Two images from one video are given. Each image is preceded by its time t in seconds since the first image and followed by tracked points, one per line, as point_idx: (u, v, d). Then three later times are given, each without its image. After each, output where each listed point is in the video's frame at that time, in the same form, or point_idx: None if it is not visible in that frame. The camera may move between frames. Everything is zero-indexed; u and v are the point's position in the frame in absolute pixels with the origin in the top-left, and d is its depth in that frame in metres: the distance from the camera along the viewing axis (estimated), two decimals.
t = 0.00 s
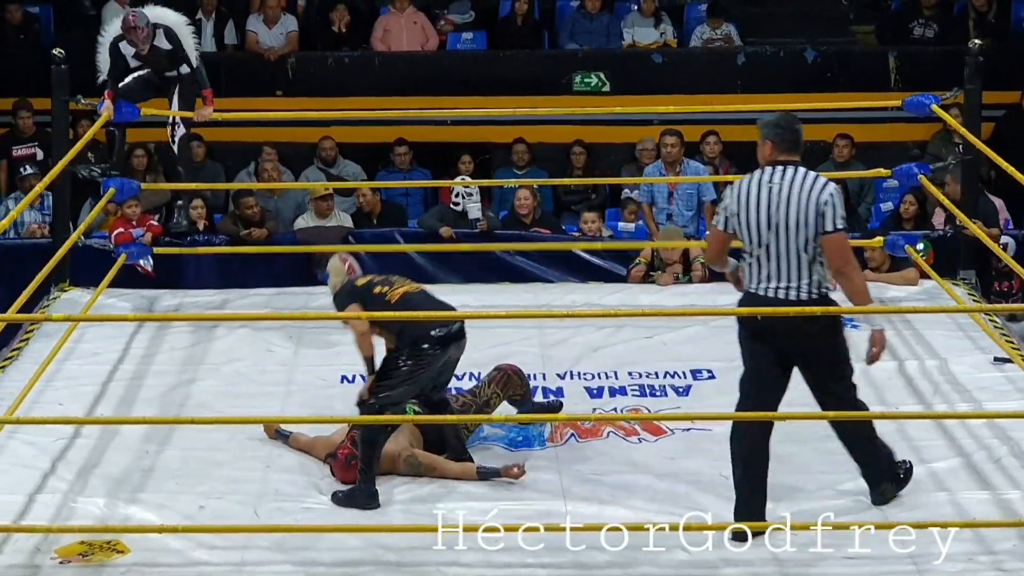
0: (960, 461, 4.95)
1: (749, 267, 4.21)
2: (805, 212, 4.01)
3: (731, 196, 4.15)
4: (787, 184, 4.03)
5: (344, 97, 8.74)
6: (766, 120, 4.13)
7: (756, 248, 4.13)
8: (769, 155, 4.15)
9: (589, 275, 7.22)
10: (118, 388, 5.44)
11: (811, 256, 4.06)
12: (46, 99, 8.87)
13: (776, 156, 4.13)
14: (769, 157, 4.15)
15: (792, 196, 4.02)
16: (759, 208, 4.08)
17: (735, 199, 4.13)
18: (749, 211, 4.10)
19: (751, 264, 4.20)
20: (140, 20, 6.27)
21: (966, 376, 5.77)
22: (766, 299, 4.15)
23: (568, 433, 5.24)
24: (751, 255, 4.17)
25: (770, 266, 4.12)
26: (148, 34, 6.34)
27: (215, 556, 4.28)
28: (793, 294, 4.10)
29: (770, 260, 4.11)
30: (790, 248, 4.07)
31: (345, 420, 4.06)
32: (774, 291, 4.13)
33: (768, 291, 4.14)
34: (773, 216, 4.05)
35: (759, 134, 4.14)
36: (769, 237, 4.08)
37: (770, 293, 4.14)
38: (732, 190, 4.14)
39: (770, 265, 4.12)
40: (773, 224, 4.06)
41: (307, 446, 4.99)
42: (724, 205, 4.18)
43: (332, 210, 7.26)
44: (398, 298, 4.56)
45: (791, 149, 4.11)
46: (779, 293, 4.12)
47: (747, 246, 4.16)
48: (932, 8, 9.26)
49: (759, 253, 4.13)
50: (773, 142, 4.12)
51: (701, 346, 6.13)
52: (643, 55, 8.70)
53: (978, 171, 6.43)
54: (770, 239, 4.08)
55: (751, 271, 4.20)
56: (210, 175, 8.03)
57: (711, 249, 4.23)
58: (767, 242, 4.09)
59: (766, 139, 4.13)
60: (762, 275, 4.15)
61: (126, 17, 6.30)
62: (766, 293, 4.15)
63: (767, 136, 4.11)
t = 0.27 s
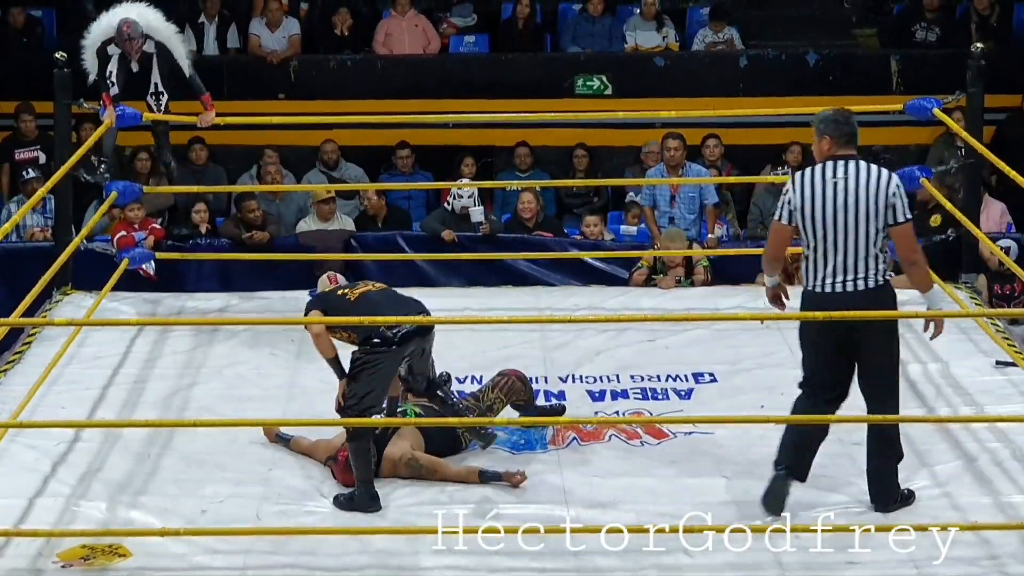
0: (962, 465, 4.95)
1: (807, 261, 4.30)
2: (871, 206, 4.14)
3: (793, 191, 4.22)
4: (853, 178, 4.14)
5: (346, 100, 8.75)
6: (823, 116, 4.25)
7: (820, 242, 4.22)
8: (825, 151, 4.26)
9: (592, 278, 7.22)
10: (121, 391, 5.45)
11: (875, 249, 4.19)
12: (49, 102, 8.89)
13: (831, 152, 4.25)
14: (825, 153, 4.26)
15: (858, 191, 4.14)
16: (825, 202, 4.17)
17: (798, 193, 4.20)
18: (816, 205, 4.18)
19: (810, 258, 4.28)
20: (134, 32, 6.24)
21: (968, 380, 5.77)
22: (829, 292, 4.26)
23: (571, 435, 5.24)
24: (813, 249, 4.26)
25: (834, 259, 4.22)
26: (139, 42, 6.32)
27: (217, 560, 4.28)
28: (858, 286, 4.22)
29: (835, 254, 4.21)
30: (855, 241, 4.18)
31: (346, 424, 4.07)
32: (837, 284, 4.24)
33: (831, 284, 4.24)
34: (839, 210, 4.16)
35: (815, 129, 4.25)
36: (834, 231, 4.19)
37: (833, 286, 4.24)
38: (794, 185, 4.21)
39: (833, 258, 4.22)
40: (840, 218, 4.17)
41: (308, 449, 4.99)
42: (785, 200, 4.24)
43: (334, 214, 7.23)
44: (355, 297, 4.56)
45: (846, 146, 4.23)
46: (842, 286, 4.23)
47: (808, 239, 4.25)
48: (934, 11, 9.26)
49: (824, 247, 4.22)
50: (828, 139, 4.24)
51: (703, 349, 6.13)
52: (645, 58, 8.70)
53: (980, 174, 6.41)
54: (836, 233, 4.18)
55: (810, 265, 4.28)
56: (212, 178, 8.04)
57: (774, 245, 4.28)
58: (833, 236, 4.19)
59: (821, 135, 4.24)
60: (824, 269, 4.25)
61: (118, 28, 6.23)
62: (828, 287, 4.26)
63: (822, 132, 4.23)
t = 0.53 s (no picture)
0: (961, 471, 4.95)
1: (836, 250, 4.41)
2: (904, 194, 4.31)
3: (830, 180, 4.31)
4: (889, 168, 4.29)
5: (345, 106, 8.75)
6: (853, 109, 4.36)
7: (854, 231, 4.33)
8: (854, 143, 4.39)
9: (592, 284, 7.22)
10: (121, 397, 5.44)
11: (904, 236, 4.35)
12: (48, 108, 8.89)
13: (861, 144, 4.37)
14: (854, 145, 4.38)
15: (893, 180, 4.30)
16: (863, 191, 4.29)
17: (837, 183, 4.30)
18: (854, 195, 4.30)
19: (840, 246, 4.39)
20: (110, 14, 6.02)
21: (969, 385, 5.76)
22: (860, 280, 4.38)
23: (570, 442, 5.24)
24: (845, 237, 4.37)
25: (867, 247, 4.34)
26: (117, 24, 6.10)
27: (216, 566, 4.27)
28: (888, 273, 4.36)
29: (868, 242, 4.34)
30: (887, 229, 4.33)
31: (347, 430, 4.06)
32: (868, 272, 4.36)
33: (863, 272, 4.37)
34: (876, 198, 4.29)
35: (846, 121, 4.37)
36: (870, 219, 4.32)
37: (865, 273, 4.36)
38: (832, 175, 4.31)
39: (866, 246, 4.34)
40: (876, 206, 4.30)
41: (309, 455, 4.99)
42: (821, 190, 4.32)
43: (335, 220, 7.14)
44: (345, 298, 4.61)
45: (876, 138, 4.35)
46: (874, 274, 4.36)
47: (841, 229, 4.35)
48: (934, 17, 9.28)
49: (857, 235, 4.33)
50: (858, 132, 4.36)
51: (703, 355, 6.13)
52: (645, 63, 8.70)
53: (981, 180, 6.39)
54: (873, 221, 4.31)
55: (840, 252, 4.39)
56: (212, 184, 8.04)
57: (808, 237, 4.34)
58: (869, 224, 4.32)
59: (851, 127, 4.37)
60: (855, 257, 4.36)
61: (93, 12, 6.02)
62: (859, 275, 4.37)
63: (853, 125, 4.34)
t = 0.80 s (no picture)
0: (964, 481, 4.94)
1: (851, 257, 4.51)
2: (915, 201, 4.43)
3: (843, 189, 4.43)
4: (899, 175, 4.41)
5: (347, 116, 8.76)
6: (860, 119, 4.48)
7: (869, 237, 4.44)
8: (860, 152, 4.51)
9: (594, 294, 7.22)
10: (123, 408, 5.43)
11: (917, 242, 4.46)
12: (50, 119, 8.89)
13: (868, 153, 4.49)
14: (861, 153, 4.50)
15: (904, 187, 4.42)
16: (875, 198, 4.41)
17: (849, 191, 4.42)
18: (867, 202, 4.41)
19: (854, 253, 4.50)
20: (128, 13, 5.89)
21: (971, 395, 5.76)
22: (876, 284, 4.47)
23: (573, 452, 5.23)
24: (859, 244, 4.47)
25: (881, 252, 4.44)
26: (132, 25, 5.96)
27: None
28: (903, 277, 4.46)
29: (882, 248, 4.44)
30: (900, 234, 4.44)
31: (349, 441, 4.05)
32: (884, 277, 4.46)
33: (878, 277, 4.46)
34: (887, 204, 4.41)
35: (854, 129, 4.49)
36: (882, 225, 4.43)
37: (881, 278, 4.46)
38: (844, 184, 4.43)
39: (880, 251, 4.45)
40: (887, 212, 4.41)
41: (310, 465, 4.97)
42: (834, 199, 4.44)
43: (337, 230, 7.14)
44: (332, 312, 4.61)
45: (882, 147, 4.47)
46: (889, 279, 4.46)
47: (855, 236, 4.46)
48: (935, 27, 9.30)
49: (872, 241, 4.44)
50: (865, 141, 4.48)
51: (705, 365, 6.12)
52: (647, 73, 8.70)
53: (982, 189, 6.40)
54: (885, 228, 4.42)
55: (856, 259, 4.49)
56: (213, 195, 8.04)
57: (824, 249, 4.45)
58: (882, 230, 4.43)
59: (859, 136, 4.48)
60: (870, 263, 4.46)
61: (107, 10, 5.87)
62: (874, 280, 4.47)
63: (861, 134, 4.46)
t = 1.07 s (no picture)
0: (967, 493, 4.92)
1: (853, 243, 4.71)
2: (918, 192, 4.61)
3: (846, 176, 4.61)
4: (902, 168, 4.59)
5: (349, 128, 8.77)
6: (870, 110, 4.65)
7: (871, 224, 4.63)
8: (869, 141, 4.69)
9: (597, 307, 7.21)
10: (126, 421, 5.43)
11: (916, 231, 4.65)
12: (54, 132, 8.91)
13: (876, 143, 4.68)
14: (869, 143, 4.69)
15: (908, 179, 4.59)
16: (878, 188, 4.59)
17: (854, 178, 4.60)
18: (870, 192, 4.60)
19: (853, 236, 4.69)
20: (133, 35, 5.88)
21: (974, 408, 5.75)
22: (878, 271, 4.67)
23: (575, 465, 5.22)
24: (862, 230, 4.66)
25: (882, 240, 4.63)
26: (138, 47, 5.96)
27: None
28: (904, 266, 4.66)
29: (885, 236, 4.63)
30: (900, 224, 4.63)
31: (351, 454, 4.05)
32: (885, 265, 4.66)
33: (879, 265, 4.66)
34: (889, 192, 4.59)
35: (863, 120, 4.67)
36: (881, 212, 4.61)
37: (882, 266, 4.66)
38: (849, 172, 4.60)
39: (881, 240, 4.64)
40: (888, 200, 4.60)
41: (312, 480, 4.96)
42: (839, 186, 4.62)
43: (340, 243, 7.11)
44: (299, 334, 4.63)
45: (890, 139, 4.65)
46: (882, 264, 4.66)
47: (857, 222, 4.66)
48: (937, 40, 9.32)
49: (874, 230, 4.63)
50: (874, 131, 4.67)
51: (708, 377, 6.11)
52: (650, 86, 8.71)
53: (985, 201, 6.38)
54: (884, 215, 4.61)
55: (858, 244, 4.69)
56: (216, 208, 8.04)
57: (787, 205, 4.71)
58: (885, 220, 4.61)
59: (869, 127, 4.67)
60: (872, 250, 4.66)
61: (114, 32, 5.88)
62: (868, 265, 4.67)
63: (871, 125, 4.64)
